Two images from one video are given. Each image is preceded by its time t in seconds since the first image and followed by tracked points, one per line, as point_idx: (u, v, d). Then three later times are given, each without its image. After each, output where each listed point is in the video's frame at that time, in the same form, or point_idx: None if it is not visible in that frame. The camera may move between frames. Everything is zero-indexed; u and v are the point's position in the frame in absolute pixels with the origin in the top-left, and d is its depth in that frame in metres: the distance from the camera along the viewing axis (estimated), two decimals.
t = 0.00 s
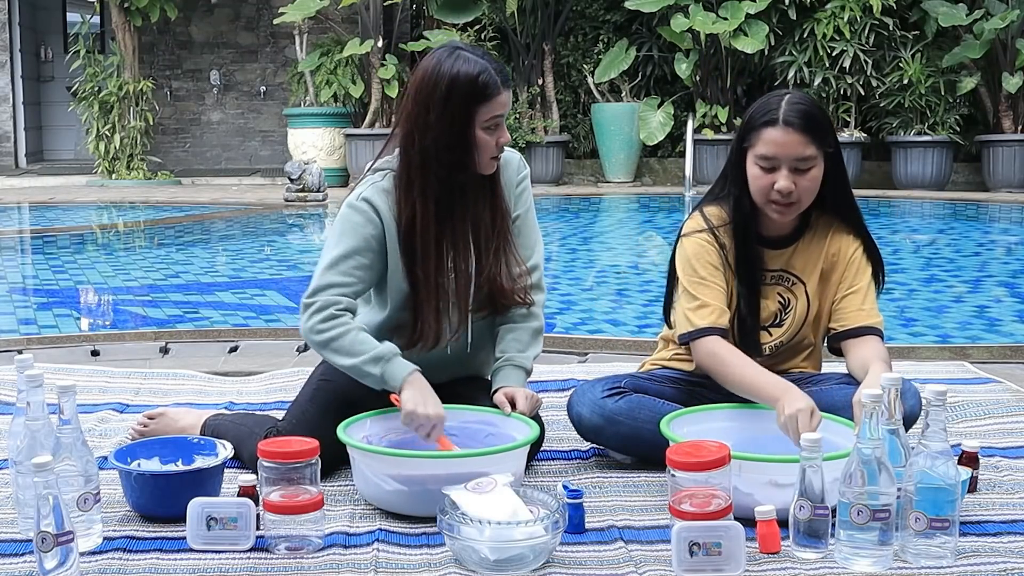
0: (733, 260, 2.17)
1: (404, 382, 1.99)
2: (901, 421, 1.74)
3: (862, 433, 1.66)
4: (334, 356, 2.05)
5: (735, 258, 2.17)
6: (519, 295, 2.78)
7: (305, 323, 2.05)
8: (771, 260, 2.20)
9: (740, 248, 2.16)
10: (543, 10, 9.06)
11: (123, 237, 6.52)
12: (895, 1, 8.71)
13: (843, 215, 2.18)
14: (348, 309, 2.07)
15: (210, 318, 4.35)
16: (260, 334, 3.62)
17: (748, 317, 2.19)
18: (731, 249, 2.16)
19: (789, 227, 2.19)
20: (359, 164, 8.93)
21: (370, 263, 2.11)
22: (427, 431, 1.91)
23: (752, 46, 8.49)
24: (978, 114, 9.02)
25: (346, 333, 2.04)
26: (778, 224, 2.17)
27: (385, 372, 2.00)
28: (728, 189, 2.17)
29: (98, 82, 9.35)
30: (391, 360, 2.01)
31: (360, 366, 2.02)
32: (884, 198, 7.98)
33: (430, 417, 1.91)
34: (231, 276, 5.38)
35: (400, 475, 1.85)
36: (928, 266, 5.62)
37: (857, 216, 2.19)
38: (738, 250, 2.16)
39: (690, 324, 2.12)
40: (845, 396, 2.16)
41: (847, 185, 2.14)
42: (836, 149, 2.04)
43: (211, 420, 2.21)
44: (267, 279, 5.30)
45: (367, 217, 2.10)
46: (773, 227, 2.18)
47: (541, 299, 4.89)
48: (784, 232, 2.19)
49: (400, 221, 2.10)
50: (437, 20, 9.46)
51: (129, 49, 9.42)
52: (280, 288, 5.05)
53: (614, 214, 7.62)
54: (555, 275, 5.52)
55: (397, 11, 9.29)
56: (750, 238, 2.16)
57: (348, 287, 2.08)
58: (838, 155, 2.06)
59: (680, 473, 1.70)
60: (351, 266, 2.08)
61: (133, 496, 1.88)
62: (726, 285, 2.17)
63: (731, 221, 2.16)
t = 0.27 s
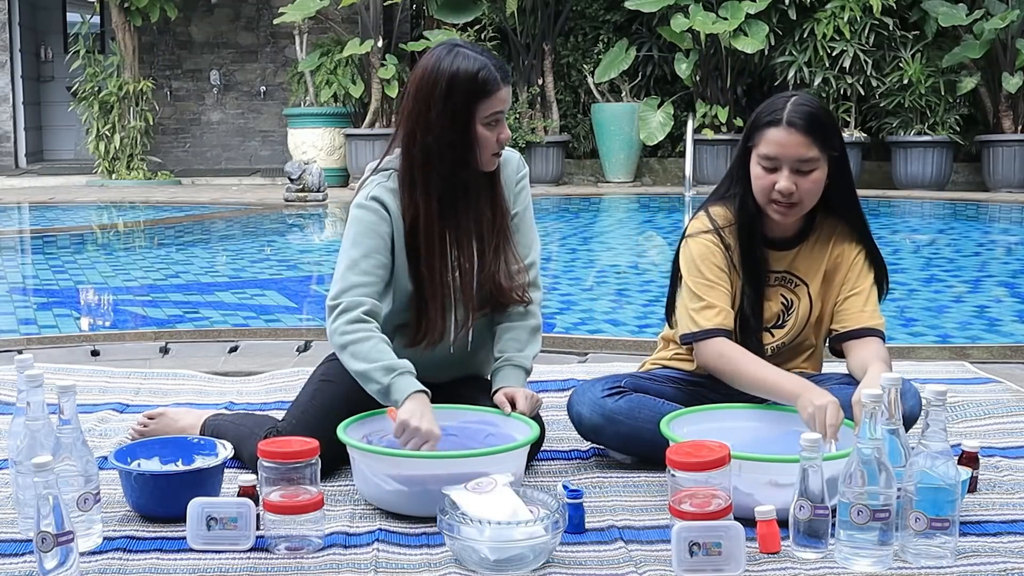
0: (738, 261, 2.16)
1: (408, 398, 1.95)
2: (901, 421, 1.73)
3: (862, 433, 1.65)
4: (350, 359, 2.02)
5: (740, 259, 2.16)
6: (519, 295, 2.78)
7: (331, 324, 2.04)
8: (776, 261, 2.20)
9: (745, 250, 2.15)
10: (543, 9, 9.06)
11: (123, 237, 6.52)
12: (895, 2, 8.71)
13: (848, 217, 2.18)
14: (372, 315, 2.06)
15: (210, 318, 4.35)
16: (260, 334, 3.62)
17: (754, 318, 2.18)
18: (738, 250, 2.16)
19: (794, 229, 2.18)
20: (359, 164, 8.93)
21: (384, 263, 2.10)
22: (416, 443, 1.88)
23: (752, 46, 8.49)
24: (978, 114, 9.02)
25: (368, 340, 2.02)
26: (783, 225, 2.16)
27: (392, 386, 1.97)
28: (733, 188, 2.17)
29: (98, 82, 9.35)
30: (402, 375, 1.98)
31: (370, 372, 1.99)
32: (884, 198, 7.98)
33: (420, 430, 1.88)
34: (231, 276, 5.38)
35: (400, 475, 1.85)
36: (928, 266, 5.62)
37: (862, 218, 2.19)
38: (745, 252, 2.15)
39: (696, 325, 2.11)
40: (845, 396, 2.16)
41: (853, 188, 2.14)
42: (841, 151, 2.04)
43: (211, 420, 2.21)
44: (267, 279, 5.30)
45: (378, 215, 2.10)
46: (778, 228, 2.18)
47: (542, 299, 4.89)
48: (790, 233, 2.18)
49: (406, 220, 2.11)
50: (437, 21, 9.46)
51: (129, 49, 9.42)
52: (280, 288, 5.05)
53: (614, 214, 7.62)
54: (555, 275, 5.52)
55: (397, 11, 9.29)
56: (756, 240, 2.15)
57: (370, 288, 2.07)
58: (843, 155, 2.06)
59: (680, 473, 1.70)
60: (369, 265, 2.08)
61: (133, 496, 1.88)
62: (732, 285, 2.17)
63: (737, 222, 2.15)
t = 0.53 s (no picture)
0: (741, 260, 2.16)
1: (369, 369, 1.99)
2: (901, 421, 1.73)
3: (862, 433, 1.65)
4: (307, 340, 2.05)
5: (744, 258, 2.16)
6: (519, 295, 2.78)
7: (286, 308, 2.06)
8: (779, 262, 2.20)
9: (748, 250, 2.15)
10: (543, 9, 9.06)
11: (123, 237, 6.52)
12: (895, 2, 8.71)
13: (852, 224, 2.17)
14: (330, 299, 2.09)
15: (210, 318, 4.35)
16: (260, 334, 3.62)
17: (755, 318, 2.18)
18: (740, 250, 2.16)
19: (798, 230, 2.18)
20: (359, 164, 8.94)
21: (362, 259, 2.11)
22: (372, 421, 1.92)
23: (752, 46, 8.48)
24: (978, 114, 9.02)
25: (324, 320, 2.05)
26: (787, 227, 2.16)
27: (353, 360, 2.01)
28: (738, 189, 2.16)
29: (98, 82, 9.35)
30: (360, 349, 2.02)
31: (329, 350, 2.03)
32: (884, 198, 7.98)
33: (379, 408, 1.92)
34: (231, 276, 5.38)
35: (400, 475, 1.85)
36: (928, 266, 5.62)
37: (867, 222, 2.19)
38: (747, 252, 2.15)
39: (697, 317, 2.11)
40: (845, 396, 2.16)
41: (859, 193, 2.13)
42: (846, 155, 2.04)
43: (211, 420, 2.21)
44: (267, 279, 5.30)
45: (371, 213, 2.10)
46: (782, 229, 2.18)
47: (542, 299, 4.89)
48: (793, 234, 2.19)
49: (402, 219, 2.10)
50: (437, 20, 9.46)
51: (129, 49, 9.42)
52: (280, 288, 5.05)
53: (614, 214, 7.62)
54: (555, 275, 5.52)
55: (397, 11, 9.29)
56: (759, 241, 2.15)
57: (334, 279, 2.09)
58: (847, 160, 2.06)
59: (681, 473, 1.70)
60: (338, 259, 2.09)
61: (133, 496, 1.88)
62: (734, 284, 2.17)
63: (741, 222, 2.15)
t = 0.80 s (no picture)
0: (741, 259, 2.17)
1: (407, 381, 1.99)
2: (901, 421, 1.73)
3: (863, 433, 1.65)
4: (337, 357, 2.05)
5: (743, 257, 2.16)
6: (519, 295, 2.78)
7: (310, 326, 2.06)
8: (779, 261, 2.20)
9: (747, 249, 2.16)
10: (543, 9, 9.06)
11: (123, 237, 6.52)
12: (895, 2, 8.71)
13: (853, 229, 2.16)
14: (352, 311, 2.08)
15: (211, 318, 4.35)
16: (259, 334, 3.62)
17: (754, 317, 2.18)
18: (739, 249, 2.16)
19: (797, 230, 2.18)
20: (358, 164, 8.94)
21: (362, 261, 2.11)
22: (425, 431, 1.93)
23: (752, 46, 8.48)
24: (978, 114, 9.02)
25: (351, 335, 2.04)
26: (786, 226, 2.16)
27: (389, 372, 2.01)
28: (737, 188, 2.16)
29: (98, 82, 9.35)
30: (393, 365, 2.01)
31: (363, 367, 2.02)
32: (884, 198, 7.98)
33: (428, 417, 1.92)
34: (231, 276, 5.38)
35: (401, 475, 1.85)
36: (928, 266, 5.62)
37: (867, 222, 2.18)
38: (746, 251, 2.16)
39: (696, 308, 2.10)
40: (846, 396, 2.16)
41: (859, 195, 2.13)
42: (845, 155, 2.04)
43: (211, 420, 2.21)
44: (267, 279, 5.30)
45: (368, 212, 2.10)
46: (781, 229, 2.18)
47: (542, 299, 4.89)
48: (793, 234, 2.19)
49: (398, 218, 2.10)
50: (437, 20, 9.46)
51: (129, 49, 9.42)
52: (280, 288, 5.05)
53: (614, 214, 7.62)
54: (555, 275, 5.52)
55: (397, 11, 9.29)
56: (758, 240, 2.16)
57: (351, 288, 2.09)
58: (846, 160, 2.06)
59: (680, 473, 1.70)
60: (351, 267, 2.08)
61: (133, 496, 1.88)
62: (734, 283, 2.17)
63: (741, 222, 2.15)
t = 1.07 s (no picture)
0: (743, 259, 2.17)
1: (400, 386, 1.96)
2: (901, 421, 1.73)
3: (862, 433, 1.65)
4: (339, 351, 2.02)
5: (745, 257, 2.16)
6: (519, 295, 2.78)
7: (321, 317, 2.03)
8: (780, 261, 2.20)
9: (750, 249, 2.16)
10: (543, 10, 9.06)
11: (122, 237, 6.52)
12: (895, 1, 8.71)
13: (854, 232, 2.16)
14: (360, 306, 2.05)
15: (210, 318, 4.35)
16: (259, 334, 3.62)
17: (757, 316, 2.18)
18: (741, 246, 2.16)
19: (798, 229, 2.18)
20: (359, 163, 8.94)
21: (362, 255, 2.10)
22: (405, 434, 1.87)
23: (752, 46, 8.48)
24: (978, 114, 9.03)
25: (357, 331, 2.02)
26: (787, 225, 2.17)
27: (385, 374, 1.97)
28: (738, 188, 2.16)
29: (98, 82, 9.35)
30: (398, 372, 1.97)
31: (360, 361, 1.99)
32: (884, 198, 7.98)
33: (413, 422, 1.87)
34: (231, 276, 5.38)
35: (400, 475, 1.85)
36: (928, 266, 5.62)
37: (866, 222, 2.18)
38: (747, 250, 2.16)
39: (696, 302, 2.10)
40: (846, 396, 2.16)
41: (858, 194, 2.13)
42: (845, 154, 2.04)
43: (211, 420, 2.21)
44: (267, 279, 5.30)
45: (366, 211, 2.09)
46: (783, 228, 2.18)
47: (542, 299, 4.89)
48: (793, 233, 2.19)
49: (396, 216, 2.11)
50: (437, 20, 9.46)
51: (129, 49, 9.42)
52: (280, 288, 5.05)
53: (614, 214, 7.62)
54: (555, 275, 5.52)
55: (397, 11, 9.28)
56: (760, 239, 2.16)
57: (362, 284, 2.07)
58: (847, 159, 2.06)
59: (680, 473, 1.70)
60: (360, 260, 2.07)
61: (133, 496, 1.88)
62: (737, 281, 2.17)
63: (743, 220, 2.15)
